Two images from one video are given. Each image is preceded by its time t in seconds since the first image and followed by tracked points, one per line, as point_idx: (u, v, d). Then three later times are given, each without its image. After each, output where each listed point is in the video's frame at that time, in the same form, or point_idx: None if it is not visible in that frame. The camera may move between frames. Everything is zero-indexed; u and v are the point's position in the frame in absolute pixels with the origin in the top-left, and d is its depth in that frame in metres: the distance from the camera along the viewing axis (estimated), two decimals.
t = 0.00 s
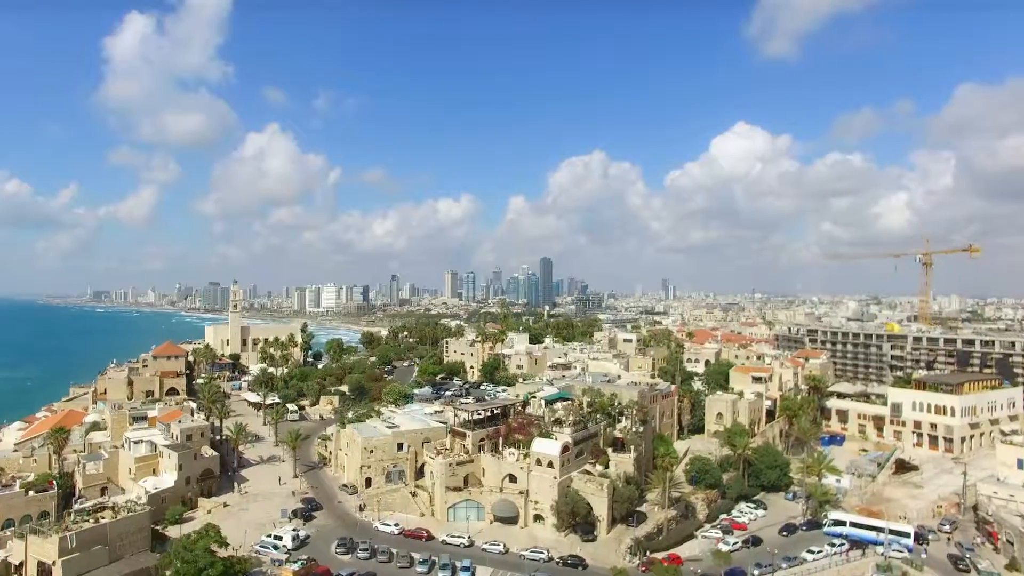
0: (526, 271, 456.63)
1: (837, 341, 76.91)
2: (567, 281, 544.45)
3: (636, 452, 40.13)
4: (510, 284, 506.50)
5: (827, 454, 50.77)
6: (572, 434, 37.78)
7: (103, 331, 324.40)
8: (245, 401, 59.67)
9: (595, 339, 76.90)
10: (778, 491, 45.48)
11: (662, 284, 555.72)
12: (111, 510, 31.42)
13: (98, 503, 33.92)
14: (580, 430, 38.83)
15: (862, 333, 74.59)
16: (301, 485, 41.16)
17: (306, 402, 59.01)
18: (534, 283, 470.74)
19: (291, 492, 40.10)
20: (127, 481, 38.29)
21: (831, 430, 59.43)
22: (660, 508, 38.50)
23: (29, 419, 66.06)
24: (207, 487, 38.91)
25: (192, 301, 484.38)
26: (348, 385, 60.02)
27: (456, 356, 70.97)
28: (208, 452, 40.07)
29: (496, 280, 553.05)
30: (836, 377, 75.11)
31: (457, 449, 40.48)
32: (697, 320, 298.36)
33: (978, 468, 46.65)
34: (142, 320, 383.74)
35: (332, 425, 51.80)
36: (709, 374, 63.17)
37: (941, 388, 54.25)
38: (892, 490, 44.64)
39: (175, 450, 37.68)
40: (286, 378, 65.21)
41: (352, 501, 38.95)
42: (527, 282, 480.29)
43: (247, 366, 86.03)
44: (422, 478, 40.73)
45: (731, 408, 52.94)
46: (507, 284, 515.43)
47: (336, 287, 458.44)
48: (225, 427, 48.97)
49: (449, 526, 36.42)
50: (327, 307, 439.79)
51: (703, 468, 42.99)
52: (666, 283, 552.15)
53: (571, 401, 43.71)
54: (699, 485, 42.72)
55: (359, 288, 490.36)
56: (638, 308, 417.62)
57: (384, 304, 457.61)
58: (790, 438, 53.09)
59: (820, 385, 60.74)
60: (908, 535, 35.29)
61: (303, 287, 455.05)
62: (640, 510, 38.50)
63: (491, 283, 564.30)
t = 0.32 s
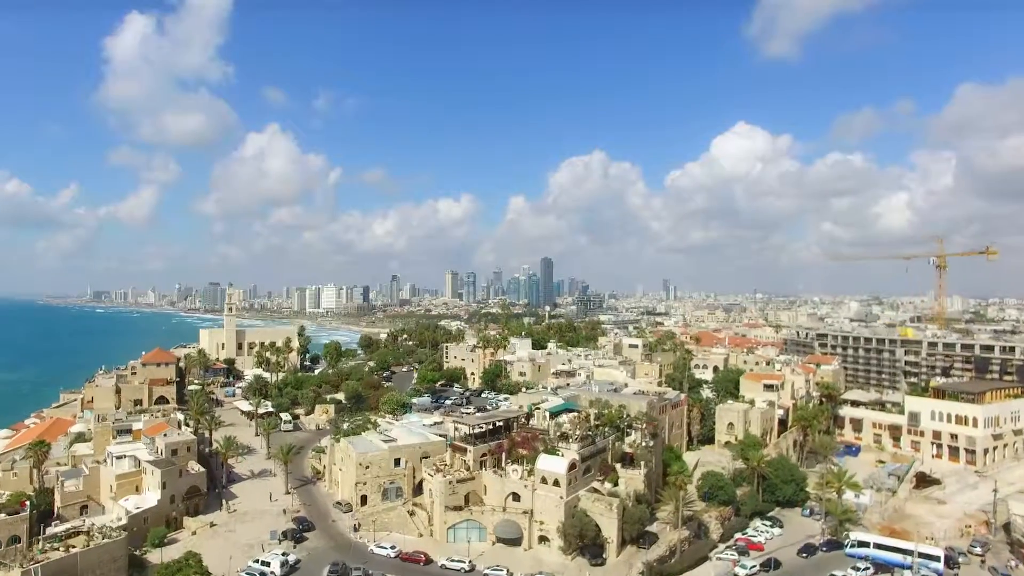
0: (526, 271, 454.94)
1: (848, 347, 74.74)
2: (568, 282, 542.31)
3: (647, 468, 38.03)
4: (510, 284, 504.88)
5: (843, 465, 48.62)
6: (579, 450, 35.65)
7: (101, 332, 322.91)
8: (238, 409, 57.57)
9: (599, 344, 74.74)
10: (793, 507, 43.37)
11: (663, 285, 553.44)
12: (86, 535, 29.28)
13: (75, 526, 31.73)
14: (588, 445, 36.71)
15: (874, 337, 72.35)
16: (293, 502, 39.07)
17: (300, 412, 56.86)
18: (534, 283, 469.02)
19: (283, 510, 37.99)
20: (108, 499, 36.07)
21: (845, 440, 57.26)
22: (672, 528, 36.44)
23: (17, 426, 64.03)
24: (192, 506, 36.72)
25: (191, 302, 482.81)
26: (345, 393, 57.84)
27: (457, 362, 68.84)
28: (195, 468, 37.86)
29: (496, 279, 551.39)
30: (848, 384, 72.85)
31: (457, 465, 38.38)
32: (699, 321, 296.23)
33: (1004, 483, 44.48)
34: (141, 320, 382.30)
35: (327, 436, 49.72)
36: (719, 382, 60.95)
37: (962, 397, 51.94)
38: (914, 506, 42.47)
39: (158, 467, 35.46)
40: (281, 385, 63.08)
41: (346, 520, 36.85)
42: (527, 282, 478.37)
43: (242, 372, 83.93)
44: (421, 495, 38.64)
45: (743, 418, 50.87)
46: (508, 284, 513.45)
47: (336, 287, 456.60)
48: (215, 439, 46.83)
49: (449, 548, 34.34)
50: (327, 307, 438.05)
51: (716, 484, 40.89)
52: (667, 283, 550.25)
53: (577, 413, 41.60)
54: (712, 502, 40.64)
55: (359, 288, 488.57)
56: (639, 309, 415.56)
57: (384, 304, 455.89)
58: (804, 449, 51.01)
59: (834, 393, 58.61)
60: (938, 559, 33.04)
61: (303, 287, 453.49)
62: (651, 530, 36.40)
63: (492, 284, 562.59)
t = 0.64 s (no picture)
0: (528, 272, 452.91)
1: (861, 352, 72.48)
2: (569, 282, 540.44)
3: (658, 486, 35.93)
4: (511, 284, 502.90)
5: (861, 479, 46.46)
6: (587, 468, 33.51)
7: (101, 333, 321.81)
8: (231, 419, 55.50)
9: (604, 349, 72.54)
10: (811, 524, 41.25)
11: (664, 285, 551.25)
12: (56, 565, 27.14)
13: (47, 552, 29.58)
14: (596, 462, 34.57)
15: (888, 342, 70.07)
16: (284, 521, 36.99)
17: (294, 422, 54.76)
18: (534, 283, 467.55)
19: (273, 530, 35.89)
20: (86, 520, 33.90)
21: (860, 450, 55.07)
22: (685, 550, 34.29)
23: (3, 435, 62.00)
24: (177, 526, 34.58)
25: (191, 303, 481.46)
26: (341, 403, 55.74)
27: (457, 368, 66.67)
28: (180, 486, 35.69)
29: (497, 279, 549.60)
30: (861, 391, 70.54)
31: (457, 482, 36.30)
32: (701, 322, 293.43)
33: None
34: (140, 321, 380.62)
35: (321, 448, 47.61)
36: (729, 390, 58.78)
37: (985, 407, 49.19)
38: (939, 523, 40.26)
39: (140, 486, 33.30)
40: (275, 393, 60.96)
41: (340, 541, 34.73)
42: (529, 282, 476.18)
43: (237, 377, 81.89)
44: (419, 514, 36.56)
45: (755, 429, 48.79)
46: (508, 284, 511.64)
47: (336, 287, 454.74)
48: (204, 453, 44.74)
49: (449, 573, 32.24)
50: (327, 308, 436.47)
51: (730, 501, 38.73)
52: (668, 283, 547.99)
53: (584, 426, 39.51)
54: (726, 520, 38.48)
55: (359, 288, 487.10)
56: (640, 309, 412.89)
57: (385, 305, 453.89)
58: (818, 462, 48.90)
59: (848, 401, 56.45)
60: None
61: (303, 288, 451.70)
62: (663, 553, 34.26)
63: (493, 284, 560.88)
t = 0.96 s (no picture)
0: (529, 272, 450.84)
1: (873, 358, 70.25)
2: (569, 282, 539.38)
3: (670, 506, 33.87)
4: (511, 284, 500.70)
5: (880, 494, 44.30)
6: (596, 488, 31.41)
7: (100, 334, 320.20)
8: (222, 429, 53.41)
9: (609, 354, 70.46)
10: (830, 544, 39.10)
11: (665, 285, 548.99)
12: None
13: None
14: (605, 481, 32.48)
15: (902, 348, 67.85)
16: (274, 542, 34.91)
17: (288, 433, 52.68)
18: (535, 283, 465.24)
19: (262, 552, 33.80)
20: (62, 543, 31.76)
21: (876, 462, 52.93)
22: None
23: None
24: (159, 549, 32.48)
25: (191, 303, 479.65)
26: (337, 413, 53.67)
27: (457, 375, 64.50)
28: (163, 506, 33.59)
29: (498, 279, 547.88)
30: (874, 399, 68.33)
31: (458, 502, 34.18)
32: (703, 323, 290.97)
33: None
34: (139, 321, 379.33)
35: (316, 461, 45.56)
36: (739, 398, 56.68)
37: (1010, 418, 47.38)
38: (966, 541, 38.03)
39: (119, 508, 31.20)
40: (269, 401, 58.87)
41: (333, 565, 32.60)
42: (529, 283, 473.95)
43: (232, 383, 79.84)
44: (417, 536, 34.48)
45: (769, 441, 46.74)
46: (509, 285, 509.99)
47: (336, 287, 452.82)
48: (192, 467, 42.65)
49: None
50: (327, 308, 434.65)
51: (746, 521, 36.54)
52: (669, 284, 545.81)
53: (591, 441, 37.42)
54: (741, 540, 36.30)
55: (360, 288, 485.49)
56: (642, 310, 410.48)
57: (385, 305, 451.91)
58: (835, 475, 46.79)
59: (863, 410, 54.33)
60: None
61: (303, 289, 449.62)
62: None
63: (493, 283, 558.98)
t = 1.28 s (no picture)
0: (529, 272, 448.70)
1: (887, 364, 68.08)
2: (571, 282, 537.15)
3: (685, 528, 31.79)
4: (512, 284, 498.62)
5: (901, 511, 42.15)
6: (607, 511, 29.35)
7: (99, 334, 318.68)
8: (214, 439, 51.38)
9: (614, 360, 68.41)
10: (852, 565, 37.00)
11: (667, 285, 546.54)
12: None
13: None
14: (616, 503, 30.40)
15: (916, 354, 65.68)
16: (264, 566, 32.82)
17: (281, 444, 50.60)
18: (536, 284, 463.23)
19: None
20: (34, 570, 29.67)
21: (893, 474, 50.72)
22: None
23: None
24: None
25: (190, 303, 477.80)
26: (333, 423, 51.62)
27: (457, 382, 62.35)
28: (145, 528, 31.53)
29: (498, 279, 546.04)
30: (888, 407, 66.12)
31: (459, 524, 32.12)
32: (705, 324, 288.64)
33: None
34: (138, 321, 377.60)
35: (310, 476, 43.53)
36: (750, 408, 54.61)
37: None
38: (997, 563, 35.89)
39: (96, 533, 29.10)
40: (263, 410, 56.84)
41: None
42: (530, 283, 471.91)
43: (227, 389, 77.90)
44: (415, 559, 32.38)
45: (784, 454, 44.68)
46: (510, 285, 508.16)
47: (336, 287, 451.09)
48: (180, 483, 40.60)
49: None
50: (327, 308, 432.80)
51: (764, 543, 34.43)
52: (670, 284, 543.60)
53: (600, 457, 35.35)
54: (759, 563, 34.19)
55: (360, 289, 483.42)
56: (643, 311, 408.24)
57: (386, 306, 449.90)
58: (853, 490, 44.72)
59: (880, 420, 52.20)
60: None
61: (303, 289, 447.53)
62: None
63: (494, 284, 556.87)
